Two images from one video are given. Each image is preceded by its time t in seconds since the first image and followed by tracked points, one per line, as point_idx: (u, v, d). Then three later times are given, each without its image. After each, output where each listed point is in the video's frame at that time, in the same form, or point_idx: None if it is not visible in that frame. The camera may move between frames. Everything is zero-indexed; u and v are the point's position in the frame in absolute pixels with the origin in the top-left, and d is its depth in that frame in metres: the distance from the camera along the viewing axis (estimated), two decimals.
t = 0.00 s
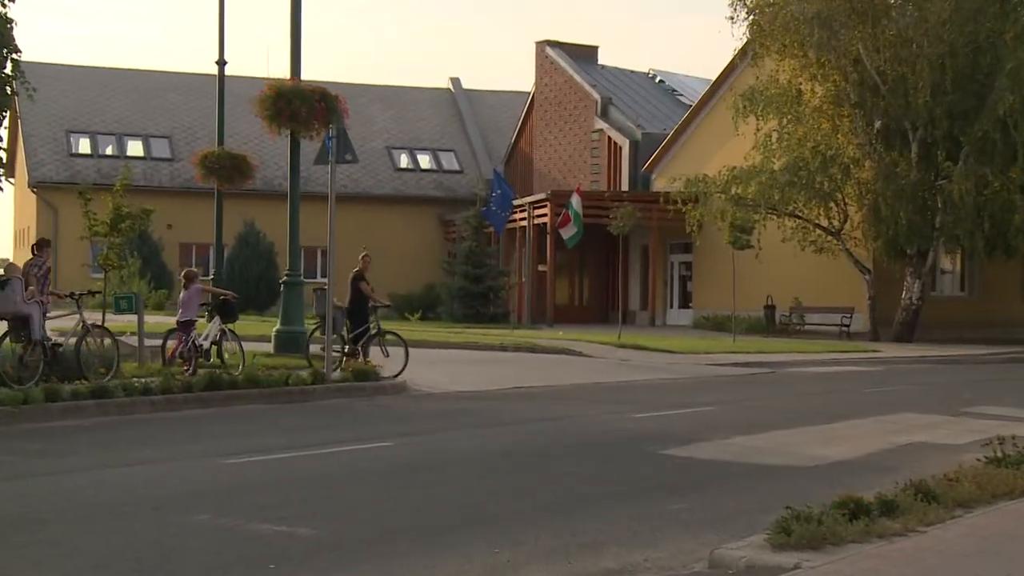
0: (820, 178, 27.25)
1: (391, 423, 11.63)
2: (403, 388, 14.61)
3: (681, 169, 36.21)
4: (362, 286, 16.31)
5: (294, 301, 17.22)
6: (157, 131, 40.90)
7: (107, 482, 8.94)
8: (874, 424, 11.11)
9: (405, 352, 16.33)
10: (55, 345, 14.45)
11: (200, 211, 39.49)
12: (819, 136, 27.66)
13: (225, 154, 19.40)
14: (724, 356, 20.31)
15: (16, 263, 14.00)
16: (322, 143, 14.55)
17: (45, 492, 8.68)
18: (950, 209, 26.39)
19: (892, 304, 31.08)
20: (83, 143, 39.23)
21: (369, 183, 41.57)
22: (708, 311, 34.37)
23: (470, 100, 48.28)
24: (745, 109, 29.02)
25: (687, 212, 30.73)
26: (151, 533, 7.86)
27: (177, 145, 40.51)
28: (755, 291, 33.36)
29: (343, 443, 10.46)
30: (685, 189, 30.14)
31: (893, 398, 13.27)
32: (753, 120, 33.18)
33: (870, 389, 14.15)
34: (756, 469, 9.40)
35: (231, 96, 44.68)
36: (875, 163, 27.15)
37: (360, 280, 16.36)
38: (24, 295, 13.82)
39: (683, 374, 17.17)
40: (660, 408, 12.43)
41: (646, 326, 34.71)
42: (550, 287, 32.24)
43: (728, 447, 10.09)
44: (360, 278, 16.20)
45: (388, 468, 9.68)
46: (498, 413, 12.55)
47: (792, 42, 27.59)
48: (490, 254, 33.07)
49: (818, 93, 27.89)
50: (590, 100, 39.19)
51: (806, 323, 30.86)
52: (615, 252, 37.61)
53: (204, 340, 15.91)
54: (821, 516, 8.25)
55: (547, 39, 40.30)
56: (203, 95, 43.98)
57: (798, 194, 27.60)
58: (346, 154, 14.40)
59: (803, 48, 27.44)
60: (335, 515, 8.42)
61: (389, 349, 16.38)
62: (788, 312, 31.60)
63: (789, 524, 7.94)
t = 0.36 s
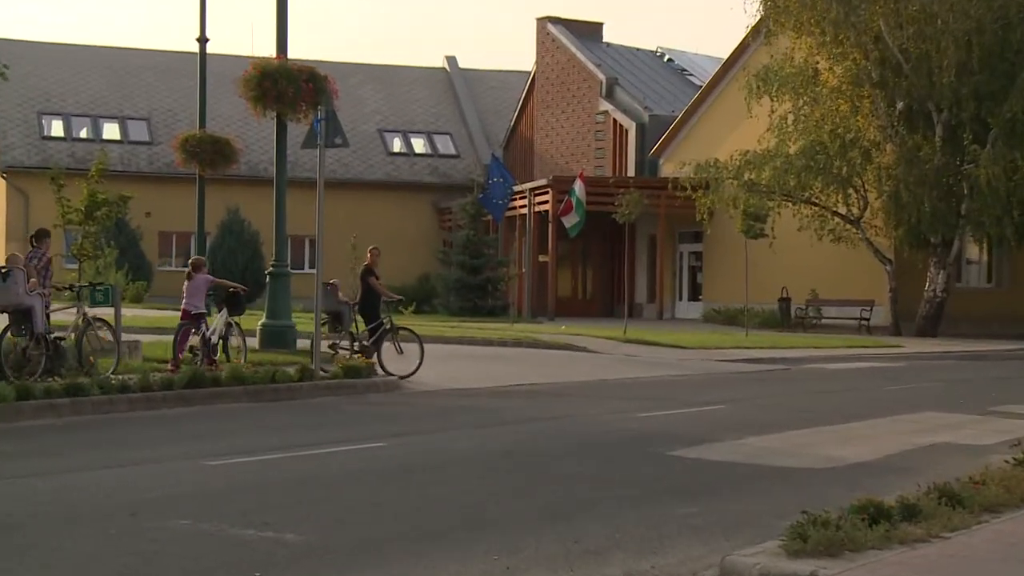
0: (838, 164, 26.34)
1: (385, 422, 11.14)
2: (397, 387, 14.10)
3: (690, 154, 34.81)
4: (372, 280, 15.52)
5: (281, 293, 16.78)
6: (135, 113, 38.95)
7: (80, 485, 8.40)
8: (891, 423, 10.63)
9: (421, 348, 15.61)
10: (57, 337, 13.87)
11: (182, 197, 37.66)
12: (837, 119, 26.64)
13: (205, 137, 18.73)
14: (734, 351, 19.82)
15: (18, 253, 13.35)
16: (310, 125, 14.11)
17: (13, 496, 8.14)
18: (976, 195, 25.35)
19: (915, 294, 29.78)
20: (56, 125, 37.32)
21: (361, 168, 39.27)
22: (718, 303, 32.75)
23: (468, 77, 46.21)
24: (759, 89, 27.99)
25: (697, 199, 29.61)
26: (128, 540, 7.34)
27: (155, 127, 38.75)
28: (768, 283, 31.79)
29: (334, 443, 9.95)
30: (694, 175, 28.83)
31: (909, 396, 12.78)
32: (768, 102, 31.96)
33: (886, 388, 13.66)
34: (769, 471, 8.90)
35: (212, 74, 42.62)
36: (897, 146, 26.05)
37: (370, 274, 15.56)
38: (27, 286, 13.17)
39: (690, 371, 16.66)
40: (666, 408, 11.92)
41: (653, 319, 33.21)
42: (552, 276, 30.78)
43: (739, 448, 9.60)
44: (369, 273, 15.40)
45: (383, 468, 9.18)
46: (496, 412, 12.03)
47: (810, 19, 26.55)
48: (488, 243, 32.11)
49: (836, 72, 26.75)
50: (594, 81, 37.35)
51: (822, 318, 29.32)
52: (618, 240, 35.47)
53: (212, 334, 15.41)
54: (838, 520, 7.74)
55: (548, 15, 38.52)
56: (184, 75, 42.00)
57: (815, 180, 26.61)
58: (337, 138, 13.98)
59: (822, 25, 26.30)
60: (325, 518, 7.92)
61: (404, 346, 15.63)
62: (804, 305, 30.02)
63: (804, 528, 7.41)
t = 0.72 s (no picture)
0: (857, 150, 25.25)
1: (380, 424, 10.66)
2: (392, 388, 13.61)
3: (698, 138, 33.63)
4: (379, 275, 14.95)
5: (265, 286, 16.28)
6: (109, 95, 37.40)
7: (52, 491, 7.91)
8: (910, 424, 10.15)
9: (432, 347, 15.19)
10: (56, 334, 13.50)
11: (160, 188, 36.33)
12: (854, 101, 25.65)
13: (177, 122, 18.99)
14: (745, 349, 19.30)
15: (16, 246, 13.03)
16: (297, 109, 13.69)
17: None
18: (1004, 181, 24.28)
19: (936, 290, 29.54)
20: (25, 107, 35.85)
21: (350, 154, 37.66)
22: (728, 297, 31.60)
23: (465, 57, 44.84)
24: (772, 69, 27.16)
25: (705, 186, 28.53)
26: (101, 548, 6.84)
27: (132, 110, 37.27)
28: (782, 277, 30.71)
29: (324, 446, 9.46)
30: (703, 161, 27.70)
31: (927, 396, 12.30)
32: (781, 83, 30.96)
33: (902, 387, 13.19)
34: (784, 475, 8.43)
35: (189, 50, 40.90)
36: (919, 130, 24.90)
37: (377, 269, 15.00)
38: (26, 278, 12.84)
39: (699, 369, 16.18)
40: (673, 409, 11.43)
41: (661, 314, 32.08)
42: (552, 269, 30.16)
43: (751, 450, 9.13)
44: (377, 266, 14.85)
45: (375, 470, 8.70)
46: (495, 413, 11.54)
47: None
48: (485, 234, 31.02)
49: (853, 52, 25.84)
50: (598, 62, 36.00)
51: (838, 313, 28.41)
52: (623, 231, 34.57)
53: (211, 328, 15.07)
54: (857, 527, 7.25)
55: None
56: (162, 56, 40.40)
57: (831, 166, 25.55)
58: (325, 123, 13.58)
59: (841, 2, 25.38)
60: (313, 523, 7.45)
61: (414, 344, 15.17)
62: (819, 299, 29.06)
63: (821, 535, 6.94)
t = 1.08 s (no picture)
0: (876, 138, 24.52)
1: (372, 429, 10.21)
2: (386, 393, 13.15)
3: (705, 126, 32.99)
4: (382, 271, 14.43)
5: (248, 282, 15.87)
6: (82, 80, 36.43)
7: (21, 500, 7.47)
8: (932, 430, 9.70)
9: (443, 348, 14.62)
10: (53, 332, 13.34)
11: (132, 177, 35.51)
12: (873, 87, 25.03)
13: (160, 107, 18.68)
14: (757, 350, 18.86)
15: (17, 241, 12.84)
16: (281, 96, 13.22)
17: None
18: None
19: (958, 287, 28.62)
20: None
21: (338, 143, 36.69)
22: (737, 294, 31.17)
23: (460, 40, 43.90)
24: (784, 53, 26.42)
25: (714, 176, 27.69)
26: (69, 561, 6.40)
27: (106, 96, 36.31)
28: (797, 273, 30.11)
29: (310, 453, 9.01)
30: (713, 150, 26.95)
31: (949, 399, 11.84)
32: (794, 69, 30.30)
33: (921, 390, 12.75)
34: (797, 484, 7.98)
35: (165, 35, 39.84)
36: (940, 116, 24.44)
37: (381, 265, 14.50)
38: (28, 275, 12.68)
39: (710, 372, 15.76)
40: (681, 413, 10.98)
41: (667, 313, 31.34)
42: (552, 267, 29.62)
43: (763, 458, 8.69)
44: (380, 262, 14.35)
45: (364, 478, 8.24)
46: (495, 416, 11.09)
47: None
48: (481, 228, 30.46)
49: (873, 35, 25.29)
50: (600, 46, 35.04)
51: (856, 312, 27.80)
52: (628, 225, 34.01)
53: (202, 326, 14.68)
54: (876, 538, 6.79)
55: None
56: (138, 42, 39.32)
57: (848, 155, 24.89)
58: (310, 109, 13.10)
59: None
60: (297, 533, 6.99)
61: (423, 345, 14.63)
62: (835, 297, 28.41)
63: (840, 547, 6.48)
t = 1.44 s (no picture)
0: (898, 126, 23.90)
1: (366, 436, 9.75)
2: (384, 397, 12.73)
3: (714, 114, 32.10)
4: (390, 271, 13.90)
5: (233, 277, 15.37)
6: (54, 64, 35.36)
7: None
8: (955, 437, 9.28)
9: (459, 352, 14.10)
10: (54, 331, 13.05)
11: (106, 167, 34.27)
12: (895, 72, 24.20)
13: (139, 93, 18.10)
14: (773, 351, 18.47)
15: (19, 237, 12.57)
16: (267, 82, 12.88)
17: None
18: None
19: (986, 284, 28.22)
20: None
21: (326, 132, 35.76)
22: (750, 292, 30.53)
23: (456, 23, 43.01)
24: (800, 37, 25.64)
25: (726, 167, 26.84)
26: None
27: (79, 81, 35.15)
28: (813, 272, 29.32)
29: (299, 461, 8.55)
30: (724, 139, 26.05)
31: (970, 403, 11.44)
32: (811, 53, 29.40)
33: (941, 395, 12.34)
34: (814, 494, 7.53)
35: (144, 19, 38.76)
36: (965, 104, 23.79)
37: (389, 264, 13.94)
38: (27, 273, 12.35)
39: (720, 373, 15.36)
40: (691, 418, 10.55)
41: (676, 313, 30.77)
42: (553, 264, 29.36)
43: (779, 466, 8.25)
44: (387, 260, 13.85)
45: (356, 488, 7.78)
46: (498, 422, 10.67)
47: None
48: (477, 222, 30.14)
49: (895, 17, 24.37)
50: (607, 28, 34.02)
51: (877, 311, 27.40)
52: (633, 220, 33.58)
53: (198, 326, 14.27)
54: (898, 549, 6.33)
55: None
56: (118, 23, 38.28)
57: (868, 144, 24.15)
58: (298, 94, 12.76)
59: None
60: (282, 545, 6.53)
61: (437, 348, 14.13)
62: (854, 296, 27.94)
63: (858, 560, 6.02)
